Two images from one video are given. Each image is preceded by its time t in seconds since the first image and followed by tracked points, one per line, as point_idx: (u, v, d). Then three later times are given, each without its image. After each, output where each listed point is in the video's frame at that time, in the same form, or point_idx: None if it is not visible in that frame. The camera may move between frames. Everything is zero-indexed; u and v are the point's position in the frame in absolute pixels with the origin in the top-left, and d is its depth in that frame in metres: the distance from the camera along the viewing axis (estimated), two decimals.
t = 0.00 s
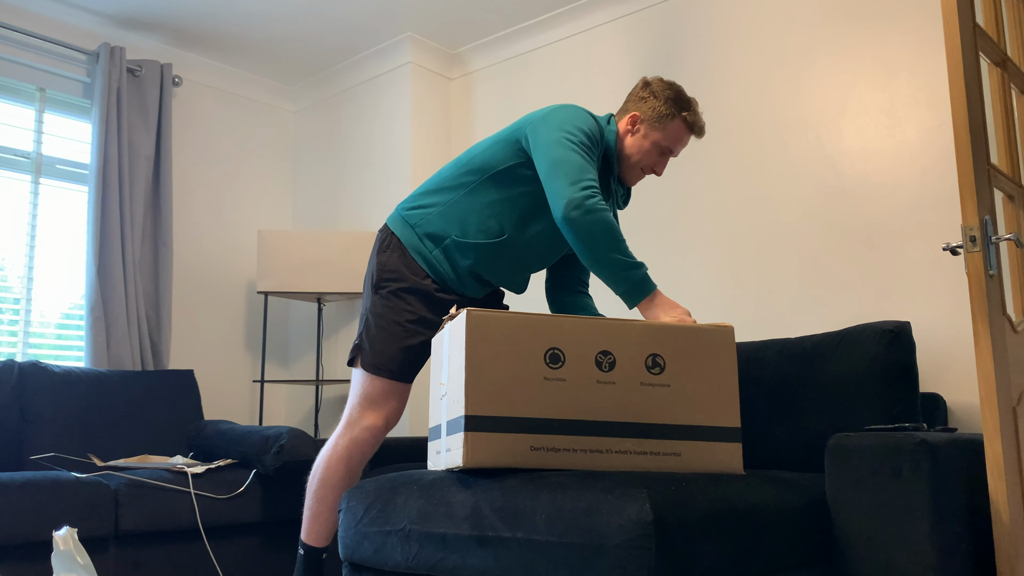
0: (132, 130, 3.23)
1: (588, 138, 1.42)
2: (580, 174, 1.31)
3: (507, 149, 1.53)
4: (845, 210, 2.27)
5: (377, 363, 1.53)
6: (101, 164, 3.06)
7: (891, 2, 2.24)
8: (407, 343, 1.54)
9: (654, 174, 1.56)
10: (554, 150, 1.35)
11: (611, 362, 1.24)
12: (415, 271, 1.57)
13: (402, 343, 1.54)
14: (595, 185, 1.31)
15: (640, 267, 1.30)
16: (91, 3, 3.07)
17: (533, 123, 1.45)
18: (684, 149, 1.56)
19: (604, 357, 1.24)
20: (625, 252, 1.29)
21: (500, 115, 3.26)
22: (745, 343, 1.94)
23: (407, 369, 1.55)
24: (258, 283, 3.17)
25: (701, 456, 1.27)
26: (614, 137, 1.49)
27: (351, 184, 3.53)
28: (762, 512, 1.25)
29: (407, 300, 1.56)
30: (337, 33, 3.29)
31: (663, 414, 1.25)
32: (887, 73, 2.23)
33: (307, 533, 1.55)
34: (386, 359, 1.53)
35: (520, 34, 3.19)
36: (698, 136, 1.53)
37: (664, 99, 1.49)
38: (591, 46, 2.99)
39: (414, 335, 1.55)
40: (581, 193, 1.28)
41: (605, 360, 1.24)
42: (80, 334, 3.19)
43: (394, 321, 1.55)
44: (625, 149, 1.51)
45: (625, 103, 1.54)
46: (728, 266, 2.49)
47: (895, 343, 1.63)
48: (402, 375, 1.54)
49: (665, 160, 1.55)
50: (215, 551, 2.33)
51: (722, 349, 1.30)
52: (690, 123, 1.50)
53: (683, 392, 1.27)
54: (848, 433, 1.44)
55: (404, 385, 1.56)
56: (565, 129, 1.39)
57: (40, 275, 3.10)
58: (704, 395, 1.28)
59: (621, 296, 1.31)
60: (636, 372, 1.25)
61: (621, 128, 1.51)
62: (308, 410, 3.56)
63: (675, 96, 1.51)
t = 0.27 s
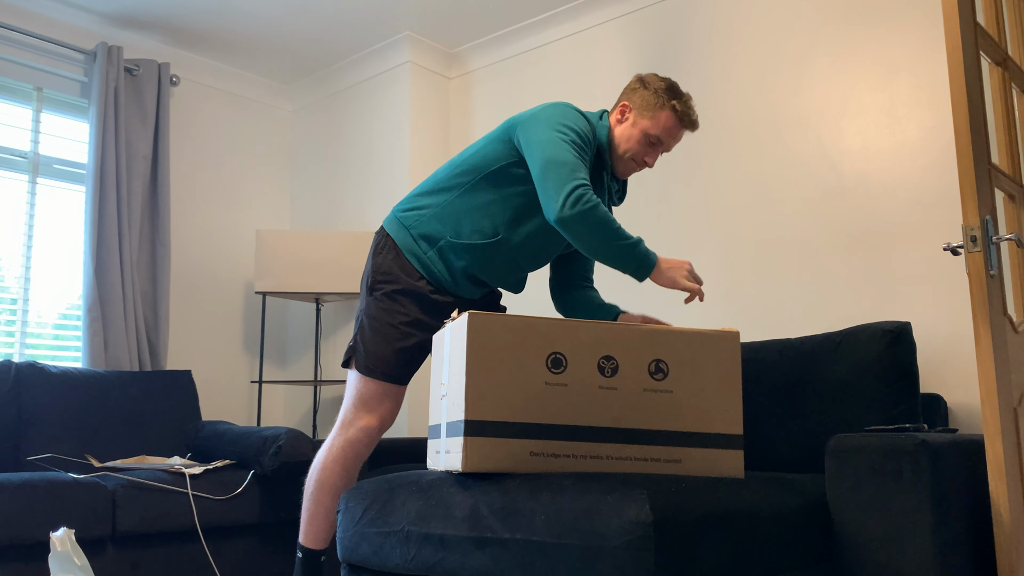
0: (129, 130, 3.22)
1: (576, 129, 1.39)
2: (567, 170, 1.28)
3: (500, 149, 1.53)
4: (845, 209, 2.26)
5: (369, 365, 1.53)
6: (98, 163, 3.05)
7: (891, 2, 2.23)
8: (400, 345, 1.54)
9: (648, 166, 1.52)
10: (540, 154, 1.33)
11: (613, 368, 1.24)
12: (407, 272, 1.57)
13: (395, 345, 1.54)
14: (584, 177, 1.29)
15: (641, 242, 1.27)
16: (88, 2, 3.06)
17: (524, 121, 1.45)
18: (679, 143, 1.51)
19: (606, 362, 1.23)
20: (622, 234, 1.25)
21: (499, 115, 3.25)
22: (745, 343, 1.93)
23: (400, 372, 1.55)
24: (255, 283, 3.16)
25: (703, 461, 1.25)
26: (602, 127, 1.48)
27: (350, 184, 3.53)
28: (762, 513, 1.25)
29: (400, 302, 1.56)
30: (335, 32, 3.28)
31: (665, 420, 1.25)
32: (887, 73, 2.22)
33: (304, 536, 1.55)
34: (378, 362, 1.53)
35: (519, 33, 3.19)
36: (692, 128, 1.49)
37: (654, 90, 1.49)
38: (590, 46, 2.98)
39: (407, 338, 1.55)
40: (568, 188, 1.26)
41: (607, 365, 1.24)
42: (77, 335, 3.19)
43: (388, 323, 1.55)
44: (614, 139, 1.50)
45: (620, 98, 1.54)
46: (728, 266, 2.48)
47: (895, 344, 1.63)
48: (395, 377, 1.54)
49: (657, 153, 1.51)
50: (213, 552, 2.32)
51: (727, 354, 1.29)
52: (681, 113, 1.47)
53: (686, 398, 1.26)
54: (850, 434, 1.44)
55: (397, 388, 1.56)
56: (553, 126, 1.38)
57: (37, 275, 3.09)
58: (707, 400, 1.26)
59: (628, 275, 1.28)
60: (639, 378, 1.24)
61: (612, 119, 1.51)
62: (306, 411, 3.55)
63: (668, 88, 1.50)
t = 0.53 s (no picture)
0: (127, 130, 3.21)
1: (547, 128, 1.37)
2: (518, 160, 1.28)
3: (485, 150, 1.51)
4: (844, 209, 2.26)
5: (379, 361, 1.54)
6: (96, 163, 3.04)
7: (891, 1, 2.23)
8: (408, 338, 1.54)
9: (646, 155, 1.51)
10: (503, 146, 1.33)
11: (612, 366, 1.23)
12: (412, 270, 1.57)
13: (402, 339, 1.54)
14: (532, 169, 1.27)
15: (578, 242, 1.21)
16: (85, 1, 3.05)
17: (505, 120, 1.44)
18: (676, 131, 1.51)
19: (605, 361, 1.23)
20: (556, 228, 1.21)
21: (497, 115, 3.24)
22: (745, 343, 1.92)
23: (410, 365, 1.55)
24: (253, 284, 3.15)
25: (702, 461, 1.25)
26: (595, 121, 1.48)
27: (348, 184, 3.52)
28: (762, 514, 1.24)
29: (404, 298, 1.56)
30: (333, 31, 3.27)
31: (665, 419, 1.24)
32: (887, 72, 2.22)
33: (314, 534, 1.54)
34: (387, 357, 1.54)
35: (517, 33, 3.18)
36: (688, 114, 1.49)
37: (647, 79, 1.49)
38: (590, 45, 2.98)
39: (414, 330, 1.55)
40: (512, 176, 1.25)
41: (607, 364, 1.23)
42: (74, 335, 3.18)
43: (393, 319, 1.55)
44: (611, 130, 1.50)
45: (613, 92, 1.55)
46: (727, 266, 2.48)
47: (896, 344, 1.62)
48: (406, 370, 1.55)
49: (654, 142, 1.50)
50: (210, 553, 2.31)
51: (726, 354, 1.28)
52: (676, 100, 1.47)
53: (686, 398, 1.25)
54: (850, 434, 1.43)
55: (409, 381, 1.56)
56: (524, 123, 1.37)
57: (35, 275, 3.08)
58: (707, 400, 1.26)
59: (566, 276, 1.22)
60: (638, 376, 1.23)
61: (607, 112, 1.51)
62: (304, 412, 3.54)
63: (660, 77, 1.50)
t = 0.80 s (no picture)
0: (124, 129, 3.20)
1: (533, 136, 1.36)
2: (513, 177, 1.28)
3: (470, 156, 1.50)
4: (844, 209, 2.25)
5: (373, 363, 1.54)
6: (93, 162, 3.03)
7: None
8: (402, 340, 1.55)
9: (640, 147, 1.49)
10: (491, 159, 1.32)
11: (610, 367, 1.22)
12: (405, 273, 1.58)
13: (396, 340, 1.54)
14: (530, 187, 1.27)
15: (580, 265, 1.23)
16: None
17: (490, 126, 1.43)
18: (669, 121, 1.48)
19: (603, 361, 1.22)
20: (558, 251, 1.22)
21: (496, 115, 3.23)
22: (745, 343, 1.92)
23: (404, 367, 1.55)
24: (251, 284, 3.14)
25: (702, 461, 1.24)
26: (583, 118, 1.47)
27: (347, 183, 3.51)
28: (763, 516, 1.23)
29: (399, 300, 1.56)
30: (331, 30, 3.26)
31: (664, 419, 1.23)
32: (887, 72, 2.21)
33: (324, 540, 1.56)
34: (381, 359, 1.54)
35: (516, 32, 3.17)
36: (679, 103, 1.47)
37: (634, 71, 1.47)
38: (589, 45, 2.97)
39: (408, 332, 1.55)
40: (510, 194, 1.25)
41: (605, 364, 1.22)
42: (72, 335, 3.17)
43: (387, 321, 1.55)
44: (601, 125, 1.48)
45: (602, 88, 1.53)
46: (727, 266, 2.47)
47: (896, 345, 1.61)
48: (401, 372, 1.54)
49: (647, 134, 1.48)
50: (208, 554, 2.30)
51: (724, 353, 1.27)
52: (666, 89, 1.45)
53: (685, 397, 1.24)
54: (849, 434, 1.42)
55: (404, 383, 1.55)
56: (508, 131, 1.36)
57: (32, 275, 3.07)
58: (706, 399, 1.25)
59: (564, 298, 1.24)
60: (636, 376, 1.22)
61: (596, 107, 1.50)
62: (302, 412, 3.53)
63: (648, 68, 1.48)
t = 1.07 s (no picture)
0: (121, 129, 3.19)
1: (544, 142, 1.35)
2: (546, 185, 1.26)
3: (464, 160, 1.47)
4: (844, 209, 2.25)
5: (369, 367, 1.53)
6: (90, 162, 3.02)
7: None
8: (398, 344, 1.54)
9: (633, 141, 1.46)
10: (511, 162, 1.29)
11: (611, 369, 1.21)
12: (403, 276, 1.57)
13: (392, 344, 1.54)
14: (563, 197, 1.26)
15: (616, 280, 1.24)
16: None
17: (491, 129, 1.40)
18: (663, 113, 1.45)
19: (603, 364, 1.21)
20: (600, 265, 1.23)
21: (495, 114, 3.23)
22: (744, 344, 1.91)
23: (399, 372, 1.54)
24: (249, 284, 3.13)
25: (702, 463, 1.24)
26: (575, 116, 1.46)
27: (345, 183, 3.50)
28: (761, 517, 1.23)
29: (396, 304, 1.56)
30: (330, 29, 3.25)
31: (664, 422, 1.22)
32: (887, 71, 2.21)
33: (321, 543, 1.55)
34: (376, 362, 1.53)
35: (515, 31, 3.16)
36: (671, 94, 1.43)
37: (624, 64, 1.44)
38: (588, 44, 2.96)
39: (404, 336, 1.54)
40: (548, 204, 1.24)
41: (605, 367, 1.21)
42: (69, 336, 3.15)
43: (384, 325, 1.55)
44: (592, 122, 1.46)
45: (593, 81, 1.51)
46: (726, 266, 2.47)
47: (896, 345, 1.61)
48: (396, 377, 1.53)
49: (640, 128, 1.45)
50: (206, 555, 2.30)
51: (725, 355, 1.26)
52: (656, 80, 1.41)
53: (686, 400, 1.23)
54: (850, 435, 1.42)
55: (399, 387, 1.54)
56: (518, 133, 1.34)
57: (29, 275, 3.06)
58: (706, 401, 1.24)
59: (598, 312, 1.25)
60: (637, 379, 1.22)
61: (587, 104, 1.47)
62: (300, 413, 3.53)
63: (639, 59, 1.45)
